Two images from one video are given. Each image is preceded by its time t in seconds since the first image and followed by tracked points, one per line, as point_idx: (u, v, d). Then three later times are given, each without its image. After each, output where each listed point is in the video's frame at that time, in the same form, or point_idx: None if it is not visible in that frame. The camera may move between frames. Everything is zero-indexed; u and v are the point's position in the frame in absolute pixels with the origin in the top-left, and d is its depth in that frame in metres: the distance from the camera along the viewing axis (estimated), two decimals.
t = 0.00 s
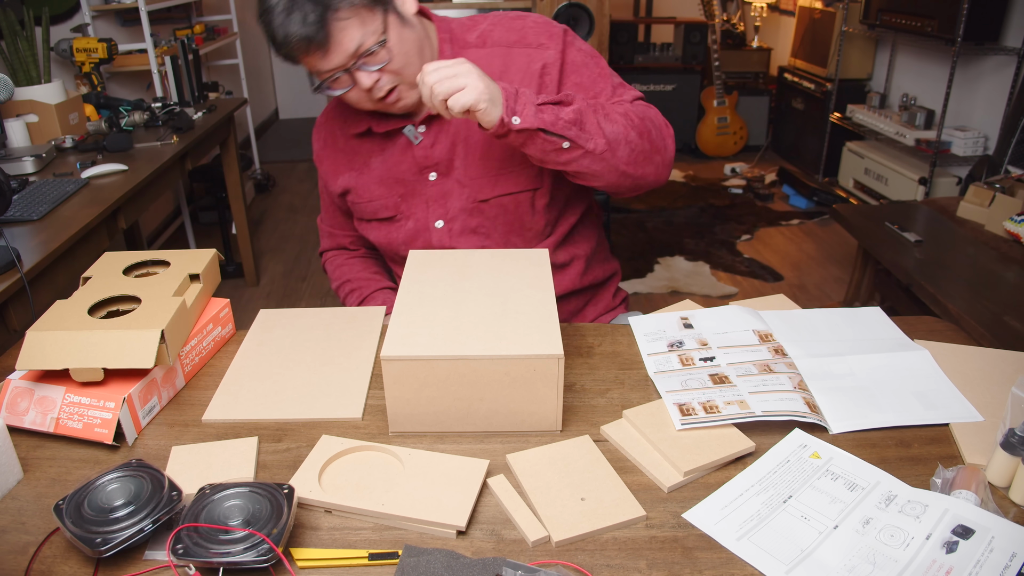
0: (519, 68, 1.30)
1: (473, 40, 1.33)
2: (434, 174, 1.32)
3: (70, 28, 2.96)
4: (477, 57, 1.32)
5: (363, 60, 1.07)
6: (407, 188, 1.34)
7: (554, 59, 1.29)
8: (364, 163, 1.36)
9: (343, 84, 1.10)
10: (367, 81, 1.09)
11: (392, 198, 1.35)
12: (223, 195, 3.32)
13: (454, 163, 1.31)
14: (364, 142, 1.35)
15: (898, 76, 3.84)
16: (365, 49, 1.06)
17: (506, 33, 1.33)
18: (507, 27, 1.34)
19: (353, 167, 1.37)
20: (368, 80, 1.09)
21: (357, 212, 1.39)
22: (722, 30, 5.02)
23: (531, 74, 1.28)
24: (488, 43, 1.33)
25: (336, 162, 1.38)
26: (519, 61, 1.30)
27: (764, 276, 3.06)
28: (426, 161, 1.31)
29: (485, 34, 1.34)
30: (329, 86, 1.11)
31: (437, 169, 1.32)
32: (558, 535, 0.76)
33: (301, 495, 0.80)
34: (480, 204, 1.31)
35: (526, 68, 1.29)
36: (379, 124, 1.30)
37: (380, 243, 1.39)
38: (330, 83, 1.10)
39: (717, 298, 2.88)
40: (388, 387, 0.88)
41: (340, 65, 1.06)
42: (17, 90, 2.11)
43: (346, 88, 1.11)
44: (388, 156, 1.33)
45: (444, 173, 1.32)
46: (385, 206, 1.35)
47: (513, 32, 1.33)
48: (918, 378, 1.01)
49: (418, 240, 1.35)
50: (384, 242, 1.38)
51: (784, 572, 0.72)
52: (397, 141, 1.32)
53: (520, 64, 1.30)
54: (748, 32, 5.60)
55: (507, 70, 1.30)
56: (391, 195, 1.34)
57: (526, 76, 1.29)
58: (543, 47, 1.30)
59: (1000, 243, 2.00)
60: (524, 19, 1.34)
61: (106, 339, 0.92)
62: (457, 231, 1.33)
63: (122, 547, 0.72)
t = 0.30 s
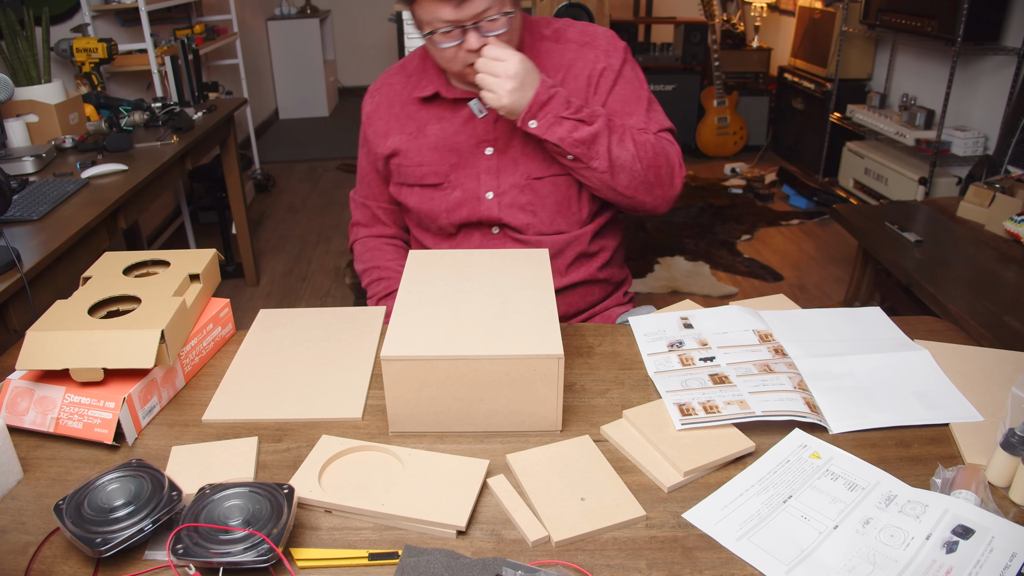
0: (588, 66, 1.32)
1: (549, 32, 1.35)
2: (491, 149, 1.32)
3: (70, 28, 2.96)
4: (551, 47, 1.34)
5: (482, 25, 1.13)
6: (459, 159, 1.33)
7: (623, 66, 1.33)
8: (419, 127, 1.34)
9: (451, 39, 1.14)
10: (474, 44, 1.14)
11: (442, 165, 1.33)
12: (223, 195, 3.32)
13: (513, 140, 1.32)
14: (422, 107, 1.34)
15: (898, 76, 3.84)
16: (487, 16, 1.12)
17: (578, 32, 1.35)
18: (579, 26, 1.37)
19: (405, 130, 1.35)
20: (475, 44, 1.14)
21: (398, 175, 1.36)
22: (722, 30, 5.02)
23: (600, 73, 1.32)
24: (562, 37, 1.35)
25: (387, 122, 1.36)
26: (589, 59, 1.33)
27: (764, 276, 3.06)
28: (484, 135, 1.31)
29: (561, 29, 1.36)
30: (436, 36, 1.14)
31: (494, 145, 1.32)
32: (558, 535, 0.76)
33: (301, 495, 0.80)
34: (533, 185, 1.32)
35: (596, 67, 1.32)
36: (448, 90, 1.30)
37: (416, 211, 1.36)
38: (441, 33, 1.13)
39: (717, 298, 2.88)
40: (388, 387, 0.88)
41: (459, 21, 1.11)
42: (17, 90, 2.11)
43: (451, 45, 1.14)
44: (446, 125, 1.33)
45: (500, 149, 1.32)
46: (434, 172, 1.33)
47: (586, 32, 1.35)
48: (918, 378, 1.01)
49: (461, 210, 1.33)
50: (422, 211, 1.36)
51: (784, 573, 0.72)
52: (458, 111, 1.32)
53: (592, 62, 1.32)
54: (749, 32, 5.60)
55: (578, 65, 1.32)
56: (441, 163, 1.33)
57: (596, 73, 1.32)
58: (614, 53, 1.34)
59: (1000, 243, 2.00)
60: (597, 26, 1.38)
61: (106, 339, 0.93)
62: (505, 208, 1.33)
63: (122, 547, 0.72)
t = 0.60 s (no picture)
0: (639, 85, 1.29)
1: (603, 42, 1.30)
2: (525, 156, 1.28)
3: (70, 28, 2.96)
4: (604, 59, 1.29)
5: (548, 7, 1.07)
6: (490, 163, 1.29)
7: (677, 92, 1.30)
8: (453, 120, 1.29)
9: (513, 13, 1.08)
10: (534, 24, 1.08)
11: (471, 165, 1.29)
12: (223, 195, 3.32)
13: (550, 151, 1.29)
14: (460, 98, 1.28)
15: (898, 76, 3.84)
16: None
17: (633, 46, 1.30)
18: (635, 37, 1.31)
19: (437, 119, 1.29)
20: (536, 24, 1.08)
21: (419, 161, 1.31)
22: (722, 31, 5.02)
23: (649, 94, 1.29)
24: (617, 49, 1.30)
25: (418, 106, 1.29)
26: (642, 79, 1.29)
27: (764, 276, 3.06)
28: (522, 142, 1.27)
29: (616, 38, 1.31)
30: (497, 6, 1.08)
31: (530, 153, 1.28)
32: (558, 535, 0.76)
33: (301, 495, 0.80)
34: (565, 203, 1.30)
35: (647, 89, 1.29)
36: (490, 79, 1.24)
37: (433, 204, 1.33)
38: (503, 3, 1.07)
39: (717, 298, 2.88)
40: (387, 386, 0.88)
41: None
42: (17, 90, 2.11)
43: (511, 19, 1.09)
44: (483, 123, 1.28)
45: (535, 159, 1.29)
46: (461, 169, 1.29)
47: (640, 45, 1.31)
48: (918, 378, 1.01)
49: (483, 214, 1.31)
50: (440, 206, 1.33)
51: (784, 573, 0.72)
52: (498, 112, 1.27)
53: (643, 83, 1.29)
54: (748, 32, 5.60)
55: (629, 81, 1.29)
56: (470, 162, 1.29)
57: (647, 95, 1.29)
58: (668, 77, 1.30)
59: (1000, 243, 2.00)
60: (651, 40, 1.33)
61: (106, 339, 0.93)
62: (532, 221, 1.31)
63: (122, 547, 0.72)
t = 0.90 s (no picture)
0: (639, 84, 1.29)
1: (604, 40, 1.29)
2: (526, 155, 1.30)
3: (70, 28, 2.96)
4: (604, 57, 1.29)
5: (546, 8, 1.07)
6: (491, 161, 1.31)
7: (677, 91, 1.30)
8: (453, 120, 1.30)
9: (510, 14, 1.08)
10: (532, 26, 1.08)
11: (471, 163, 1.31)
12: (223, 195, 3.32)
13: (550, 150, 1.30)
14: (461, 97, 1.28)
15: (898, 76, 3.84)
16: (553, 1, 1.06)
17: (634, 44, 1.30)
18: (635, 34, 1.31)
19: (438, 117, 1.30)
20: (533, 26, 1.08)
21: (420, 159, 1.32)
22: (722, 31, 5.01)
23: (650, 93, 1.29)
24: (617, 47, 1.29)
25: (419, 105, 1.30)
26: (642, 78, 1.29)
27: (764, 276, 3.06)
28: (523, 141, 1.28)
29: (617, 36, 1.30)
30: (495, 7, 1.08)
31: (531, 152, 1.30)
32: (558, 535, 0.76)
33: (301, 495, 0.80)
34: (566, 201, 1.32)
35: (647, 88, 1.29)
36: (491, 79, 1.24)
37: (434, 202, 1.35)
38: (500, 3, 1.07)
39: (717, 298, 2.88)
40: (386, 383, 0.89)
41: None
42: (17, 90, 2.11)
43: (509, 20, 1.09)
44: (484, 123, 1.29)
45: (536, 158, 1.30)
46: (461, 167, 1.31)
47: (641, 43, 1.30)
48: (918, 378, 1.01)
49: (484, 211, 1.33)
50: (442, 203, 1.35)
51: (784, 573, 0.72)
52: (499, 111, 1.28)
53: (644, 82, 1.29)
54: (749, 32, 5.60)
55: (630, 80, 1.28)
56: (471, 161, 1.31)
57: (647, 93, 1.29)
58: (669, 76, 1.30)
59: (1000, 243, 2.00)
60: (652, 38, 1.32)
61: (106, 339, 0.93)
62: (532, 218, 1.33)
63: (122, 547, 0.72)
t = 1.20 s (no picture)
0: (637, 107, 1.27)
1: (604, 58, 1.28)
2: (523, 180, 1.29)
3: (70, 28, 2.96)
4: (604, 77, 1.27)
5: (545, 37, 1.01)
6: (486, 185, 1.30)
7: (678, 112, 1.28)
8: (447, 142, 1.30)
9: (505, 46, 1.02)
10: (530, 57, 1.02)
11: (465, 188, 1.30)
12: (223, 194, 3.32)
13: (547, 175, 1.29)
14: (453, 121, 1.29)
15: (898, 76, 3.84)
16: (551, 29, 1.00)
17: (636, 62, 1.28)
18: (638, 52, 1.29)
19: (431, 138, 1.30)
20: (532, 57, 1.02)
21: (413, 182, 1.32)
22: (722, 31, 5.01)
23: (649, 116, 1.27)
24: (619, 66, 1.28)
25: (412, 127, 1.30)
26: (639, 101, 1.27)
27: (764, 276, 3.06)
28: (518, 168, 1.28)
29: (619, 54, 1.29)
30: (487, 41, 1.02)
31: (527, 178, 1.29)
32: (558, 535, 0.76)
33: (301, 495, 0.80)
34: (567, 229, 1.30)
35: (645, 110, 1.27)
36: (481, 103, 1.24)
37: (429, 224, 1.34)
38: (494, 37, 1.01)
39: (717, 298, 2.88)
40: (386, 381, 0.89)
41: (519, 25, 0.98)
42: (17, 90, 2.11)
43: (504, 53, 1.02)
44: (476, 146, 1.29)
45: (533, 182, 1.30)
46: (455, 192, 1.30)
47: (643, 62, 1.28)
48: (918, 378, 1.01)
49: (481, 233, 1.33)
50: (438, 227, 1.33)
51: (784, 573, 0.72)
52: (492, 135, 1.28)
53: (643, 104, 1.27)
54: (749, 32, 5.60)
55: (626, 104, 1.27)
56: (465, 184, 1.30)
57: (645, 117, 1.27)
58: (670, 97, 1.28)
59: (1001, 243, 2.00)
60: (658, 56, 1.30)
61: (106, 339, 0.93)
62: (532, 245, 1.32)
63: (122, 547, 0.72)
